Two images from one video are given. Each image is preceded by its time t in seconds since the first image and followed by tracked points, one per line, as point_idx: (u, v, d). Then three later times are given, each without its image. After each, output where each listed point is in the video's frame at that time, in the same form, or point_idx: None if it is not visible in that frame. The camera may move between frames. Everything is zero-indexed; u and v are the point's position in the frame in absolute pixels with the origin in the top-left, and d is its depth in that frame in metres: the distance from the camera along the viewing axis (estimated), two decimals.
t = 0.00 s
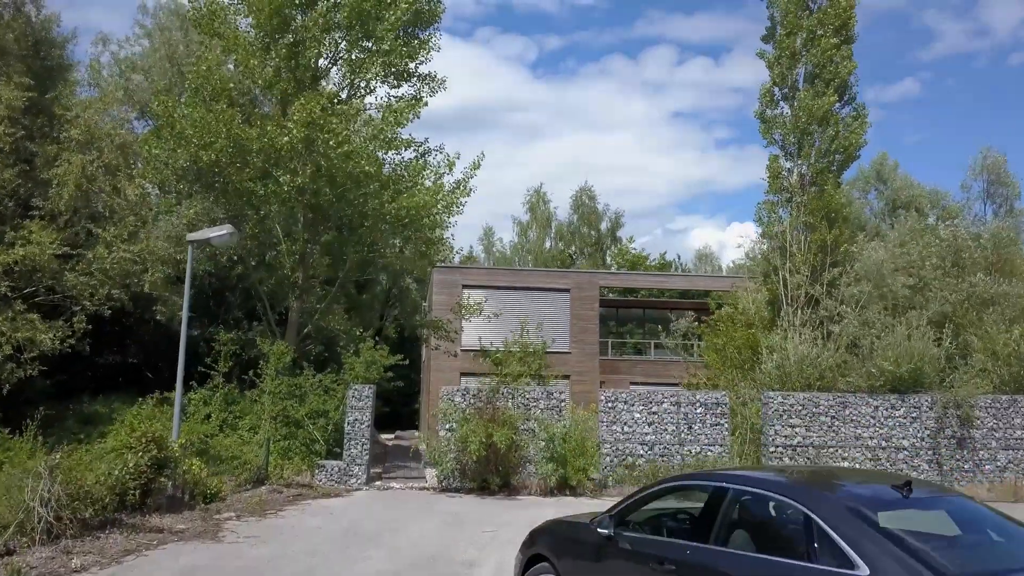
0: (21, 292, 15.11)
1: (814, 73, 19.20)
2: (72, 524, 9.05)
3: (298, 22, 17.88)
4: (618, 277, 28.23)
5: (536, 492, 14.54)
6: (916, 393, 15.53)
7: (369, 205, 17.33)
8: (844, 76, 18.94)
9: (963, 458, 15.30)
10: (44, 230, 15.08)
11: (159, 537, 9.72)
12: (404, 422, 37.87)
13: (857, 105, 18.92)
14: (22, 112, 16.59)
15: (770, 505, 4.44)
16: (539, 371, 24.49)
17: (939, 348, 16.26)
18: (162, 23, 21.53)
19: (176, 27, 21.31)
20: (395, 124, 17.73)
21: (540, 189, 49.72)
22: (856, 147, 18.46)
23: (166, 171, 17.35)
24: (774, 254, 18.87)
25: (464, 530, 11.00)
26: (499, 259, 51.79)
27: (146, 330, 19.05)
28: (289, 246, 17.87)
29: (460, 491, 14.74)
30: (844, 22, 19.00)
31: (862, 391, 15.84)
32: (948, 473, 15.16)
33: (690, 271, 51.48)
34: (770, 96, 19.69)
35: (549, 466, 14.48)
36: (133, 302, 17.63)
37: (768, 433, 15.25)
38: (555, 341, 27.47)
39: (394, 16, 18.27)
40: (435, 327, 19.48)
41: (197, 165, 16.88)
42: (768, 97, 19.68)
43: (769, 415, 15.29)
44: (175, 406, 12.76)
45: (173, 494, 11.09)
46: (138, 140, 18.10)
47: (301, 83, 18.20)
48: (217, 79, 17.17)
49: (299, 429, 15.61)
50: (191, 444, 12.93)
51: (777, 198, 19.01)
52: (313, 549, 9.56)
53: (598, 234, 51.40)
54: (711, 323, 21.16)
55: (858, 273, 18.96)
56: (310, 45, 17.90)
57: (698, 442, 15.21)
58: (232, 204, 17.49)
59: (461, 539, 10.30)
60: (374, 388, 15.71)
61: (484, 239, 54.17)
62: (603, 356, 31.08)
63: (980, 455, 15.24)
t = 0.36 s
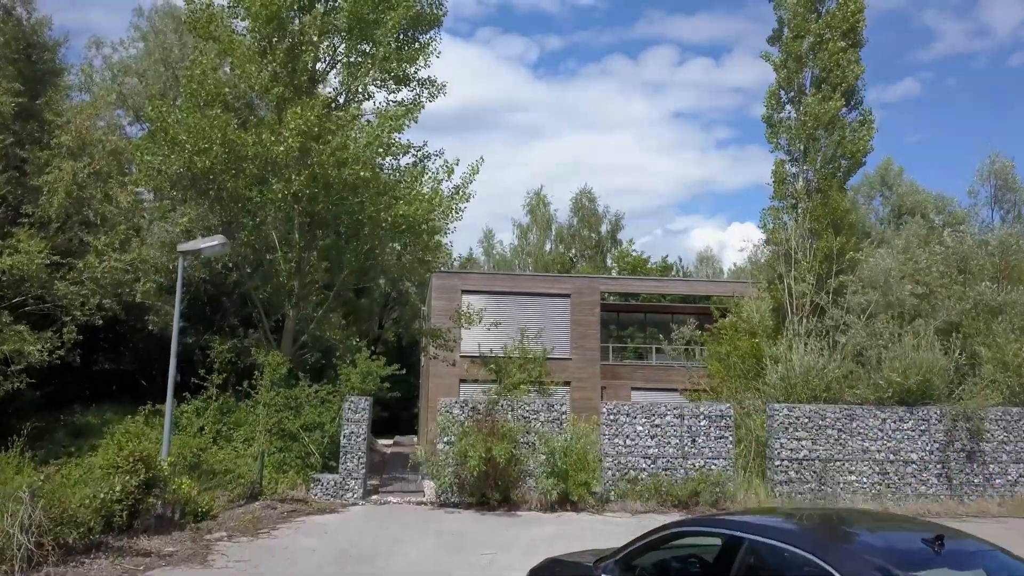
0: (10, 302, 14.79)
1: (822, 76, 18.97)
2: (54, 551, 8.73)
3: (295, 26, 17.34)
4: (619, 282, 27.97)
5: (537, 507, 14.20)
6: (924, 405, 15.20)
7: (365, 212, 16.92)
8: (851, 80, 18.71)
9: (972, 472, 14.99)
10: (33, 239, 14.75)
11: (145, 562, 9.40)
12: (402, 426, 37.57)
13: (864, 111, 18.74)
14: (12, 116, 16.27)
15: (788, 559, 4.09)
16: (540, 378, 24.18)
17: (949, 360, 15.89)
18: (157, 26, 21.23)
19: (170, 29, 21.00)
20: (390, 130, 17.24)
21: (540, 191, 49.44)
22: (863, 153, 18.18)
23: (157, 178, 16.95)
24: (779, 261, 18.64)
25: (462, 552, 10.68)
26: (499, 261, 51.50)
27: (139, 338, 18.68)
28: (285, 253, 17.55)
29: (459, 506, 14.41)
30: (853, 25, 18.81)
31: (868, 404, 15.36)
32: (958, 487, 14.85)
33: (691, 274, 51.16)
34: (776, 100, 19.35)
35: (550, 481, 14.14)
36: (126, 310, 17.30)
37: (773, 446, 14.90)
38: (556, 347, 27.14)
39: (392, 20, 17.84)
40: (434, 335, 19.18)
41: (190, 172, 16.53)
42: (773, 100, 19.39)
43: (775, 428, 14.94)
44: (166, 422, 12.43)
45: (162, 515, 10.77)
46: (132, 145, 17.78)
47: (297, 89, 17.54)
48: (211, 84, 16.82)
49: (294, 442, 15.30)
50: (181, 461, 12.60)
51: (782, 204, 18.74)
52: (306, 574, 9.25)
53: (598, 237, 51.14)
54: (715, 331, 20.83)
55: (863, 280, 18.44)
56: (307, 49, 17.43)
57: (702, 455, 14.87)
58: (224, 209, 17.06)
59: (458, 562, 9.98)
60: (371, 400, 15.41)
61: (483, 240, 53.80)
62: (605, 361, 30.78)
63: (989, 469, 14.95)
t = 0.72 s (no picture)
0: None
1: (829, 83, 18.67)
2: None
3: (293, 33, 16.97)
4: (622, 289, 27.66)
5: (537, 526, 13.93)
6: (934, 421, 14.85)
7: (362, 222, 16.57)
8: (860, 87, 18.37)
9: (983, 490, 14.63)
10: (21, 251, 14.42)
11: None
12: (401, 432, 37.30)
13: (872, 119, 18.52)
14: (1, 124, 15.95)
15: None
16: (540, 387, 23.86)
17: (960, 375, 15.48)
18: (151, 30, 20.93)
19: (164, 33, 20.68)
20: (388, 139, 16.83)
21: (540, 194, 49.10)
22: (870, 161, 17.99)
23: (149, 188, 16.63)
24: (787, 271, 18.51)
25: None
26: (499, 264, 51.20)
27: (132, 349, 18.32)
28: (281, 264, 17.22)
29: (458, 524, 14.07)
30: (861, 31, 18.49)
31: (876, 420, 14.97)
32: (968, 505, 14.50)
33: (691, 278, 50.85)
34: (782, 105, 19.02)
35: (551, 500, 13.80)
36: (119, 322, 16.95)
37: (779, 463, 14.53)
38: (557, 355, 26.81)
39: (391, 26, 17.39)
40: (433, 347, 18.87)
41: (183, 182, 16.19)
42: (779, 106, 19.05)
43: (781, 444, 14.58)
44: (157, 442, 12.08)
45: (151, 540, 10.42)
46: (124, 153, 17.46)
47: (294, 96, 17.15)
48: (205, 92, 16.48)
49: (289, 458, 14.95)
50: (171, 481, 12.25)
51: (787, 213, 18.77)
52: None
53: (598, 240, 50.84)
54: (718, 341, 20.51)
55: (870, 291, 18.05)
56: (304, 56, 17.01)
57: (707, 472, 14.54)
58: (219, 220, 16.74)
59: None
60: (367, 415, 14.97)
61: (483, 243, 53.51)
62: (606, 368, 30.46)
63: (1000, 486, 14.60)
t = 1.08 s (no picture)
0: None
1: (835, 91, 18.32)
2: None
3: (289, 41, 16.64)
4: (624, 297, 27.34)
5: (537, 548, 13.56)
6: (944, 440, 14.51)
7: (358, 235, 16.23)
8: (868, 95, 18.01)
9: (994, 510, 14.29)
10: (9, 266, 14.07)
11: None
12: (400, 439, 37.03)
13: (879, 128, 18.16)
14: None
15: None
16: (541, 398, 23.52)
17: (970, 391, 15.11)
18: (145, 36, 20.61)
19: (158, 39, 20.35)
20: (386, 150, 16.49)
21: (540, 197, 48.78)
22: (877, 171, 17.71)
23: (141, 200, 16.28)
24: (792, 284, 18.14)
25: None
26: (499, 269, 50.87)
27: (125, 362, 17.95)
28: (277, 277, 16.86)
29: (456, 546, 13.71)
30: (867, 38, 18.15)
31: (884, 439, 14.63)
32: (979, 526, 14.14)
33: (693, 283, 50.46)
34: (788, 114, 18.65)
35: (551, 522, 13.47)
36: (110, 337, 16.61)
37: (786, 483, 14.18)
38: (558, 365, 26.40)
39: (390, 35, 17.02)
40: (432, 360, 18.53)
41: (176, 194, 15.86)
42: (784, 114, 18.70)
43: (787, 464, 14.22)
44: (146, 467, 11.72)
45: (138, 571, 10.07)
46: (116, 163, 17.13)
47: (291, 106, 16.79)
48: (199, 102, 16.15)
49: (284, 477, 14.60)
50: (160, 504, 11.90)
51: (792, 224, 18.43)
52: None
53: (599, 244, 50.46)
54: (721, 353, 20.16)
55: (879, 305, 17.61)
56: (300, 65, 16.66)
57: (712, 492, 14.18)
58: (214, 232, 16.41)
59: None
60: (363, 434, 14.61)
61: (483, 247, 53.13)
62: (607, 376, 30.12)
63: (1012, 507, 14.25)
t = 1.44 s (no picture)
0: None
1: (840, 100, 17.92)
2: None
3: (283, 51, 16.26)
4: (625, 306, 27.03)
5: (537, 574, 13.21)
6: (955, 461, 14.15)
7: (354, 249, 15.86)
8: (874, 104, 17.62)
9: (1006, 534, 13.93)
10: None
11: None
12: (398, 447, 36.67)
13: (886, 138, 17.75)
14: None
15: None
16: (541, 411, 23.18)
17: (982, 410, 14.73)
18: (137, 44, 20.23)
19: (150, 47, 19.97)
20: (382, 162, 16.13)
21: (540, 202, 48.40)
22: (884, 182, 17.32)
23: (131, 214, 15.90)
24: (797, 298, 17.78)
25: None
26: (498, 273, 50.51)
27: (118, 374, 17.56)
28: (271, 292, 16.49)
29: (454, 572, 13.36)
30: (873, 47, 17.75)
31: (893, 460, 14.28)
32: (991, 550, 13.77)
33: (694, 288, 50.05)
34: (792, 123, 18.26)
35: (551, 547, 13.10)
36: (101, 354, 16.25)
37: (792, 506, 13.79)
38: (558, 376, 25.96)
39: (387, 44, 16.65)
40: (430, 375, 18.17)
41: (167, 208, 15.48)
42: (788, 124, 18.31)
43: (794, 487, 13.82)
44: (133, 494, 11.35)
45: None
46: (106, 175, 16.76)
47: (285, 117, 16.43)
48: (190, 113, 15.76)
49: (277, 499, 14.24)
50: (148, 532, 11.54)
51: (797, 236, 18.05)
52: None
53: (599, 248, 50.06)
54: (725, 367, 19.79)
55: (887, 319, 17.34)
56: (294, 75, 16.28)
57: (717, 515, 13.81)
58: (207, 246, 16.03)
59: None
60: (359, 455, 14.33)
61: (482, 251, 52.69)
62: (608, 385, 29.76)
63: None
